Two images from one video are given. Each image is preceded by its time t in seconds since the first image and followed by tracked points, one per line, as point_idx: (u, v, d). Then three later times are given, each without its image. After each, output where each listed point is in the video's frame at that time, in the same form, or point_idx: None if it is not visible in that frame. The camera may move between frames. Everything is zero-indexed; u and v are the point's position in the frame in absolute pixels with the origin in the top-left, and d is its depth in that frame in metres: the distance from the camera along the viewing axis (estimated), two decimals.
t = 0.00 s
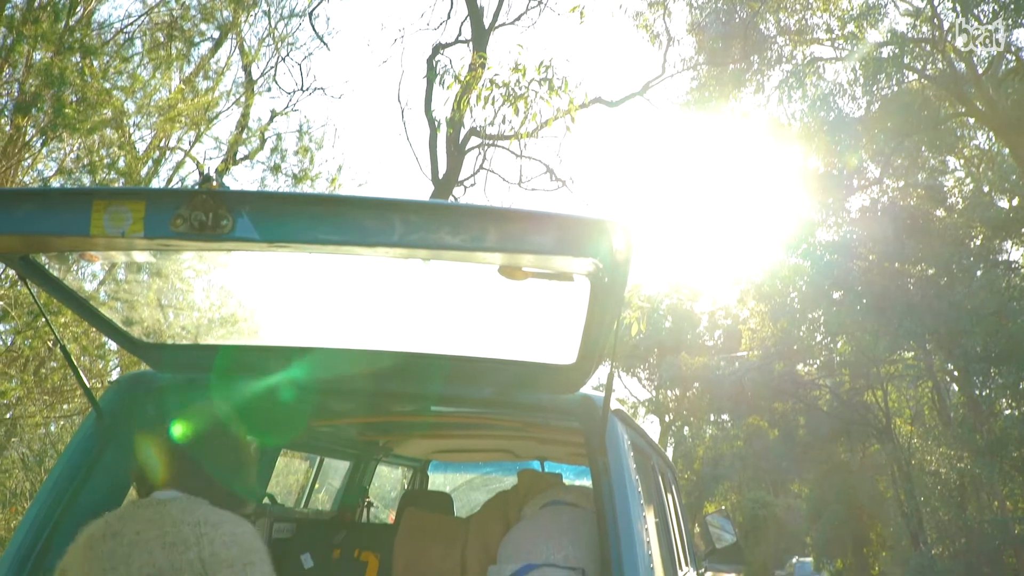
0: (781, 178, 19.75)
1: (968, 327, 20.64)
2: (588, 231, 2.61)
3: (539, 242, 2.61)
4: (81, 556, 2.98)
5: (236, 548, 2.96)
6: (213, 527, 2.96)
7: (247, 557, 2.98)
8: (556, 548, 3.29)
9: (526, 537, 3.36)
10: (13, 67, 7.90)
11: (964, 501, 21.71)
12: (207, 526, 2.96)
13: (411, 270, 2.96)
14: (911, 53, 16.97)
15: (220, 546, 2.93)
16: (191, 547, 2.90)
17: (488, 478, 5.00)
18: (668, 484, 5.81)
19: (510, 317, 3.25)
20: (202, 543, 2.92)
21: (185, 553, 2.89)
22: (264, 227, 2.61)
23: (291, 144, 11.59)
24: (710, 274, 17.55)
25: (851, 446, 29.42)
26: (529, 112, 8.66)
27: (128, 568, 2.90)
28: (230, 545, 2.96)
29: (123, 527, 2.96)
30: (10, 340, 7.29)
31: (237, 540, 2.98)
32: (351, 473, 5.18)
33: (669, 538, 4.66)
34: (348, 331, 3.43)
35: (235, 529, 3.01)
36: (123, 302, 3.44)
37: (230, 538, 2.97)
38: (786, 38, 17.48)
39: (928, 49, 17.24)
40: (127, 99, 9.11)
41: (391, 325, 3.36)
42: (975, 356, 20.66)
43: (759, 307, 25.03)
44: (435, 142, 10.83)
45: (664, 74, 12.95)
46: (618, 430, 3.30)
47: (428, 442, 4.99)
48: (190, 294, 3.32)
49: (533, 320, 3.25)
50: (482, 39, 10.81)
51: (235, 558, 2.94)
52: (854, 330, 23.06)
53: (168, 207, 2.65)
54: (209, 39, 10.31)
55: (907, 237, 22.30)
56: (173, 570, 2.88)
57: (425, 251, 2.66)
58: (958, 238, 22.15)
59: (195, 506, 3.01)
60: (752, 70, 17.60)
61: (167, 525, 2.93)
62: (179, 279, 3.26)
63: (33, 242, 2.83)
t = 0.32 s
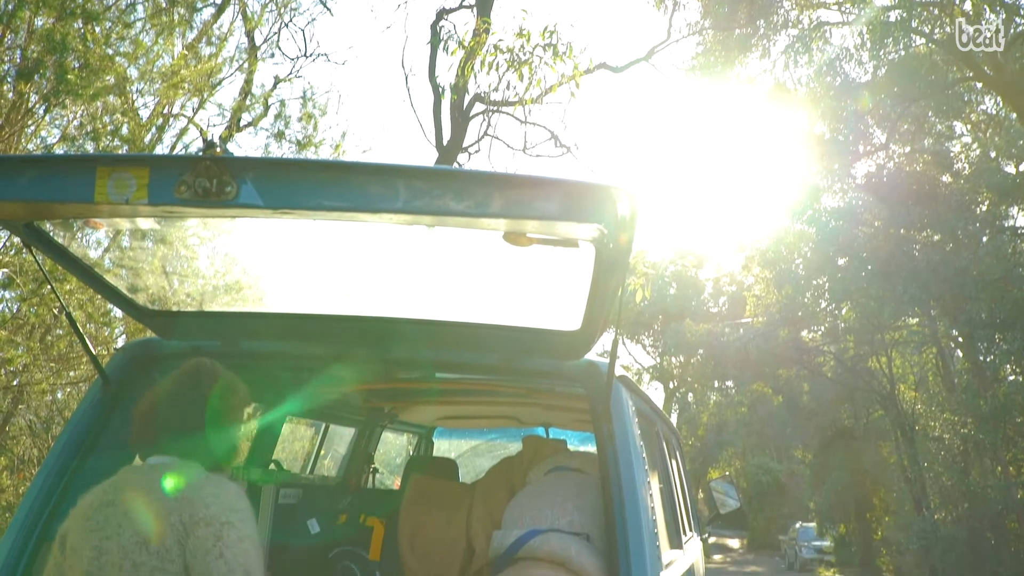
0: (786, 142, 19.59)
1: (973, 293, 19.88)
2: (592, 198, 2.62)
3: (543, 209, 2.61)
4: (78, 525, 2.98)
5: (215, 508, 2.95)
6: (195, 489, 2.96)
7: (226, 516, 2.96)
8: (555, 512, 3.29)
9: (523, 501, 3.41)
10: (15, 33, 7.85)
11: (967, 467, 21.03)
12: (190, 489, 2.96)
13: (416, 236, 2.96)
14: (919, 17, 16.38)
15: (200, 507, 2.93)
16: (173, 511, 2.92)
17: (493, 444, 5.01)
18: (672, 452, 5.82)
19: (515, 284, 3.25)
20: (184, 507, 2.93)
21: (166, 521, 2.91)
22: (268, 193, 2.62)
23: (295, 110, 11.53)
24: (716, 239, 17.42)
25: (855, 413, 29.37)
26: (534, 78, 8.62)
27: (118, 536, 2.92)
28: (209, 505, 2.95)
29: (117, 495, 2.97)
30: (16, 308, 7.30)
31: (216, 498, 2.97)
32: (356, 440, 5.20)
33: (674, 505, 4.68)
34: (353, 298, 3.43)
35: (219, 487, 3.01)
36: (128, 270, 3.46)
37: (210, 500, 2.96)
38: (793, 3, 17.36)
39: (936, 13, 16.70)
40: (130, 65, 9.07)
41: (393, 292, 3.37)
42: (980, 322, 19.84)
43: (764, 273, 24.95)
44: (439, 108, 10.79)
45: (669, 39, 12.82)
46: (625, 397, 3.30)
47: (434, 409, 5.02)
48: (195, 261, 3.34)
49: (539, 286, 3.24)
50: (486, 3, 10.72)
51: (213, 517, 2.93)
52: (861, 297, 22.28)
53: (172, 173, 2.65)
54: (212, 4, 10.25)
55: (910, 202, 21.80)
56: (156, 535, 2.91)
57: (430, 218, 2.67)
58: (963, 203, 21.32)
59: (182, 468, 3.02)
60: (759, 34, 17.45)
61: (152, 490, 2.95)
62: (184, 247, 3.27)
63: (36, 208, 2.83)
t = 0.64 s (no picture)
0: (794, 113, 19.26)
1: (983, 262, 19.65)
2: (598, 166, 2.62)
3: (550, 177, 2.61)
4: (94, 498, 3.07)
5: (215, 477, 2.94)
6: (196, 459, 2.97)
7: (226, 484, 2.94)
8: (561, 480, 3.30)
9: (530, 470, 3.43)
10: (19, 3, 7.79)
11: (975, 435, 20.94)
12: (191, 458, 2.97)
13: (424, 206, 2.97)
14: None
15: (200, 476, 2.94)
16: (173, 480, 2.95)
17: (502, 414, 5.02)
18: (681, 420, 5.83)
19: (524, 253, 3.25)
20: (182, 477, 2.95)
21: (168, 489, 2.95)
22: (275, 163, 2.62)
23: (302, 80, 11.46)
24: (723, 208, 17.20)
25: (863, 382, 29.30)
26: (541, 47, 8.56)
27: (125, 507, 2.98)
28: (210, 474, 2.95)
29: (127, 468, 3.05)
30: (26, 279, 7.32)
31: (217, 467, 2.97)
32: (365, 410, 5.27)
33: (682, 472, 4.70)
34: (361, 269, 3.45)
35: (221, 457, 3.00)
36: (136, 240, 3.46)
37: (211, 467, 2.96)
38: None
39: None
40: (135, 35, 9.03)
41: (401, 260, 3.37)
42: (988, 292, 19.56)
43: (772, 243, 24.76)
44: (446, 78, 10.74)
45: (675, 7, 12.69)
46: (632, 364, 3.30)
47: (443, 379, 5.05)
48: (203, 231, 3.35)
49: (545, 254, 3.23)
50: None
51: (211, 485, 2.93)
52: (869, 266, 22.10)
53: (178, 143, 2.65)
54: None
55: (922, 172, 20.94)
56: (160, 504, 2.94)
57: (438, 187, 2.68)
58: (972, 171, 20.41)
59: (184, 439, 3.03)
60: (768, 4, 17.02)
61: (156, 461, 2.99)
62: (192, 218, 3.28)
63: (44, 179, 2.83)
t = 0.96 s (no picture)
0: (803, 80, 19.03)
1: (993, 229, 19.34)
2: (604, 133, 2.61)
3: (556, 144, 2.60)
4: (113, 464, 2.96)
5: (243, 444, 2.82)
6: (222, 425, 2.86)
7: (254, 451, 2.82)
8: (569, 448, 3.32)
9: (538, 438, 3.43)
10: None
11: (981, 402, 20.90)
12: (217, 425, 2.85)
13: (430, 172, 2.97)
14: None
15: (227, 442, 2.82)
16: (200, 445, 2.83)
17: (507, 381, 5.05)
18: (687, 387, 5.85)
19: (531, 219, 3.24)
20: (209, 440, 2.83)
21: (195, 454, 2.83)
22: (281, 131, 2.61)
23: (308, 47, 11.40)
24: (729, 174, 17.06)
25: (869, 349, 29.28)
26: (548, 14, 8.52)
27: (150, 471, 2.86)
28: (237, 441, 2.83)
29: (147, 433, 2.91)
30: (33, 247, 7.38)
31: (244, 434, 2.85)
32: (372, 376, 5.29)
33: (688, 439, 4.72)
34: (367, 237, 3.45)
35: (247, 424, 2.88)
36: (142, 209, 3.48)
37: (237, 434, 2.84)
38: None
39: None
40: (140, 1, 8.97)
41: (407, 228, 3.36)
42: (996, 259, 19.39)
43: (780, 210, 24.66)
44: (452, 45, 10.70)
45: None
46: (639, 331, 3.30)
47: (449, 346, 5.07)
48: (208, 200, 3.36)
49: (551, 221, 3.22)
50: None
51: (239, 455, 2.81)
52: (876, 233, 21.83)
53: (183, 110, 2.64)
54: None
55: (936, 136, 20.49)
56: (186, 470, 2.82)
57: (443, 154, 2.68)
58: (981, 137, 20.09)
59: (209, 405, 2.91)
60: None
61: (180, 426, 2.87)
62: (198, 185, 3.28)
63: (51, 147, 2.84)
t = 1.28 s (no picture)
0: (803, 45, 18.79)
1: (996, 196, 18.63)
2: (607, 100, 2.59)
3: (559, 111, 2.59)
4: (153, 426, 2.88)
5: (313, 422, 2.85)
6: (287, 399, 2.84)
7: (329, 428, 2.86)
8: (571, 417, 3.32)
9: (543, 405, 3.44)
10: None
11: (983, 369, 20.83)
12: (282, 399, 2.84)
13: (434, 140, 2.97)
14: None
15: (300, 422, 2.83)
16: (271, 424, 2.81)
17: (510, 350, 5.09)
18: (689, 354, 5.87)
19: (535, 188, 3.23)
20: (280, 419, 2.82)
21: (267, 433, 2.80)
22: (281, 98, 2.60)
23: (310, 14, 11.31)
24: (732, 144, 16.92)
25: (873, 317, 29.18)
26: None
27: (208, 443, 2.80)
28: (307, 419, 2.84)
29: (200, 402, 2.84)
30: (36, 218, 7.34)
31: (310, 411, 2.85)
32: (376, 346, 5.33)
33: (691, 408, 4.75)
34: (370, 206, 3.44)
35: (309, 398, 2.88)
36: (144, 177, 3.47)
37: (304, 409, 2.85)
38: None
39: None
40: None
41: (411, 195, 3.35)
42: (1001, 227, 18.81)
43: (783, 178, 24.42)
44: (454, 11, 10.61)
45: None
46: (642, 300, 3.31)
47: (452, 316, 5.10)
48: (210, 168, 3.36)
49: (555, 189, 3.22)
50: None
51: (316, 435, 2.84)
52: (880, 201, 21.24)
53: (183, 78, 2.63)
54: None
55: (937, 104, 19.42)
56: (256, 445, 2.79)
57: (446, 122, 2.68)
58: (985, 103, 19.09)
59: (263, 380, 2.86)
60: None
61: (241, 398, 2.83)
62: (199, 154, 3.28)
63: (51, 115, 2.83)
